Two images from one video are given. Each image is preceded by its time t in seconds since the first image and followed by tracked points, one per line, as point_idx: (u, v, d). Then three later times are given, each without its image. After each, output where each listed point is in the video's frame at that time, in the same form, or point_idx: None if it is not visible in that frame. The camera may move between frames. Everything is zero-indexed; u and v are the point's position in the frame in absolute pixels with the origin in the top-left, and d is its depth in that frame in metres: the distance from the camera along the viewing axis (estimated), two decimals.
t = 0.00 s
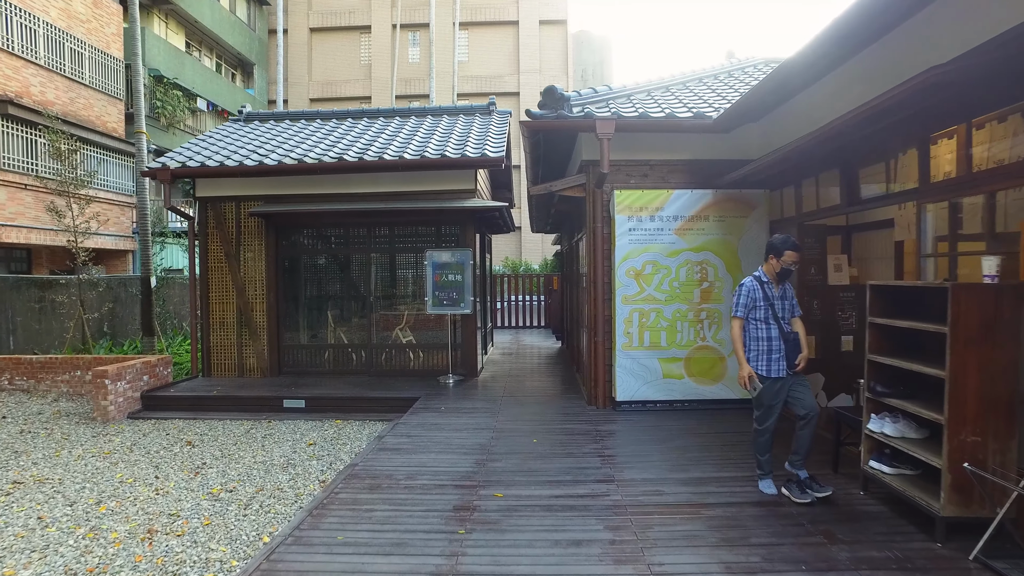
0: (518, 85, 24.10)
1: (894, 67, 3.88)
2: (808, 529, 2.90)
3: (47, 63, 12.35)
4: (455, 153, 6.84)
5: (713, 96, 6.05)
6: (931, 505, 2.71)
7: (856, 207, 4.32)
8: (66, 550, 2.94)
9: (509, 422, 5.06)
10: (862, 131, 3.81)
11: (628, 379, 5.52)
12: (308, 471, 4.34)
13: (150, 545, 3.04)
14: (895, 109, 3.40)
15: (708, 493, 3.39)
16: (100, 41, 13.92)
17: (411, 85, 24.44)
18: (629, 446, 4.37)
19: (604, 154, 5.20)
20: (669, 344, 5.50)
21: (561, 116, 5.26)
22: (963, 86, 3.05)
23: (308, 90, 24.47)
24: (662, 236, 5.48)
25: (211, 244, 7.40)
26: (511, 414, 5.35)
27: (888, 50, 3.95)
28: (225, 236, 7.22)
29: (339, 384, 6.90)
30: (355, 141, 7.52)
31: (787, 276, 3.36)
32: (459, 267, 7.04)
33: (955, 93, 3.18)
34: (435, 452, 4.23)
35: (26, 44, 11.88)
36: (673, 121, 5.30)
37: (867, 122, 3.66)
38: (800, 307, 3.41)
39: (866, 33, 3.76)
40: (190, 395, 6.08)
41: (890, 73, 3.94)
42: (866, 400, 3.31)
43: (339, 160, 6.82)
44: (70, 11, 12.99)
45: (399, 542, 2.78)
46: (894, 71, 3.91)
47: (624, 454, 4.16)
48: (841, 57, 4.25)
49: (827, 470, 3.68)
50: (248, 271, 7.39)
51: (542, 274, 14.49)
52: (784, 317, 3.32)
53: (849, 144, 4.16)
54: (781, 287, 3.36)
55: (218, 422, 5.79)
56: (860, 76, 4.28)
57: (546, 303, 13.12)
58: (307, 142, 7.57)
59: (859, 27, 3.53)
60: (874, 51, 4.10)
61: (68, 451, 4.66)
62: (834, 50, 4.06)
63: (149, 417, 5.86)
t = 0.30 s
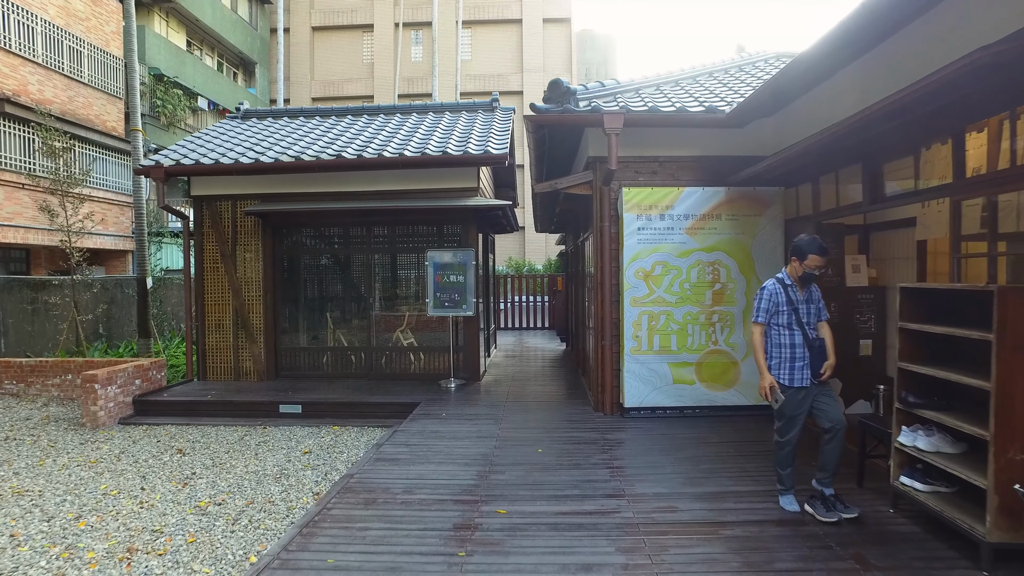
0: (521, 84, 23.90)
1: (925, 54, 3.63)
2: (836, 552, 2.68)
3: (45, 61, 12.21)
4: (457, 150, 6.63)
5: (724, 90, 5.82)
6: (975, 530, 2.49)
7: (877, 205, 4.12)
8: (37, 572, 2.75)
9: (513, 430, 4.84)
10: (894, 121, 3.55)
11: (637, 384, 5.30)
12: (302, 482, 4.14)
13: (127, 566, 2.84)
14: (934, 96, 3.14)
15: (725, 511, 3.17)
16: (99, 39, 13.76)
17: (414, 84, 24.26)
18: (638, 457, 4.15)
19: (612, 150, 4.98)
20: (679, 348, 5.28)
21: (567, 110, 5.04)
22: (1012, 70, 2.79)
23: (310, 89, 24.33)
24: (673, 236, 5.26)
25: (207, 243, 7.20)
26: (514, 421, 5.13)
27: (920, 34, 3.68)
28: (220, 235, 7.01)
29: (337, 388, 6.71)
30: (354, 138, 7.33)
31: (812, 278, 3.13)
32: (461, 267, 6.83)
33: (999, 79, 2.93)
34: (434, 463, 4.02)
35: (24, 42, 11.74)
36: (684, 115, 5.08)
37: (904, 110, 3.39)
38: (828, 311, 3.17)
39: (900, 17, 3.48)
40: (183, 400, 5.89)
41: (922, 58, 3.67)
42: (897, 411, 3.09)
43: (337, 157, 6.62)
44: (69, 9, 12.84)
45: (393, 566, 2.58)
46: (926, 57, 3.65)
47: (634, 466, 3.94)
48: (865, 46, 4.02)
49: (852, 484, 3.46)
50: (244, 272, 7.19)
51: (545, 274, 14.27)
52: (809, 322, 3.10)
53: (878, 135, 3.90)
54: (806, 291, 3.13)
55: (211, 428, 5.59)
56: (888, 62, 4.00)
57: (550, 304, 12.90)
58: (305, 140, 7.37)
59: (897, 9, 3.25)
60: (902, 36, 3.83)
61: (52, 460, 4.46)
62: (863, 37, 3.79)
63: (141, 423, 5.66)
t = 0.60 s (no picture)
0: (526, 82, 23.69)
1: (956, 40, 3.41)
2: None
3: (45, 59, 12.08)
4: (461, 146, 6.43)
5: (738, 82, 5.59)
6: None
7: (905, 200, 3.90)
8: None
9: (519, 437, 4.64)
10: (926, 110, 3.32)
11: (648, 389, 5.08)
12: (298, 492, 3.94)
13: None
14: (974, 83, 2.91)
15: (748, 529, 2.95)
16: (100, 37, 13.64)
17: (418, 82, 24.09)
18: (652, 467, 3.93)
19: (623, 144, 4.77)
20: (693, 351, 5.06)
21: (575, 103, 4.84)
22: None
23: (313, 88, 24.20)
24: (686, 234, 5.04)
25: (204, 243, 7.02)
26: (521, 427, 4.93)
27: (958, 15, 3.39)
28: (217, 233, 6.83)
29: (338, 391, 6.52)
30: (356, 135, 7.13)
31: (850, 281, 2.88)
32: (465, 267, 6.63)
33: None
34: (437, 473, 3.82)
35: (24, 40, 11.63)
36: (697, 108, 4.86)
37: (940, 98, 3.15)
38: (866, 316, 2.94)
39: None
40: (179, 403, 5.72)
41: (959, 43, 3.40)
42: (935, 422, 2.86)
43: (338, 153, 6.43)
44: (69, 7, 12.72)
45: None
46: (965, 41, 3.37)
47: (648, 478, 3.72)
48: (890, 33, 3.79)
49: (884, 497, 3.23)
50: (243, 272, 7.01)
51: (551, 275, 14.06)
52: (846, 328, 2.87)
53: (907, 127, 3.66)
54: (843, 294, 2.90)
55: (207, 433, 5.41)
56: (923, 45, 3.70)
57: (556, 304, 12.69)
58: (304, 136, 7.19)
59: None
60: (934, 21, 3.56)
61: (39, 468, 4.28)
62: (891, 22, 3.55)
63: (135, 428, 5.48)
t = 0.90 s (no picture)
0: (530, 81, 23.47)
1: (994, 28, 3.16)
2: None
3: (44, 57, 11.93)
4: (466, 143, 6.22)
5: (754, 75, 5.36)
6: None
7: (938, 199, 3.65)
8: None
9: (526, 446, 4.43)
10: (965, 102, 3.07)
11: (661, 395, 4.86)
12: (295, 505, 3.74)
13: None
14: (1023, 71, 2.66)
15: (776, 551, 2.74)
16: (101, 36, 13.52)
17: (421, 81, 23.91)
18: (667, 480, 3.72)
19: (635, 139, 4.55)
20: (708, 356, 4.85)
21: (585, 96, 4.62)
22: None
23: (316, 88, 24.07)
24: (701, 233, 4.82)
25: (202, 243, 6.85)
26: (528, 435, 4.72)
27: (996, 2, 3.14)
28: (215, 232, 6.65)
29: (338, 395, 6.32)
30: (357, 132, 6.94)
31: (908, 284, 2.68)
32: (469, 268, 6.42)
33: None
34: (440, 486, 3.62)
35: (24, 38, 11.48)
36: (713, 102, 4.64)
37: (981, 87, 2.90)
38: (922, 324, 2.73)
39: None
40: (174, 408, 5.54)
41: (1000, 28, 3.13)
42: (982, 436, 2.63)
43: (338, 150, 6.24)
44: (69, 4, 12.57)
45: None
46: (1007, 26, 3.10)
47: (665, 492, 3.50)
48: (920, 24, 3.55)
49: (920, 515, 3.00)
50: (240, 273, 6.83)
51: (556, 275, 13.84)
52: (901, 336, 2.66)
53: (939, 120, 3.41)
54: (900, 299, 2.69)
55: (202, 439, 5.23)
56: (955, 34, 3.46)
57: (561, 305, 12.47)
58: (305, 133, 7.00)
59: None
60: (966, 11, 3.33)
61: (25, 478, 4.10)
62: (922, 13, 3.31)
63: (128, 434, 5.30)
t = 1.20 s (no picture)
0: (534, 80, 23.24)
1: None
2: None
3: (42, 54, 11.77)
4: (468, 139, 6.02)
5: (768, 67, 5.14)
6: None
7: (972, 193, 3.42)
8: None
9: (530, 455, 4.22)
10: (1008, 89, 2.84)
11: (671, 402, 4.64)
12: (286, 519, 3.53)
13: None
14: None
15: None
16: (101, 33, 13.37)
17: (424, 80, 23.72)
18: (680, 494, 3.50)
19: (645, 133, 4.33)
20: (721, 360, 4.62)
21: (592, 88, 4.41)
22: None
23: (318, 87, 23.91)
24: (714, 232, 4.60)
25: (196, 242, 6.66)
26: (532, 444, 4.50)
27: None
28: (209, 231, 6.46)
29: (335, 400, 6.12)
30: (356, 128, 6.74)
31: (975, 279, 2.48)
32: (471, 268, 6.21)
33: None
34: (439, 499, 3.41)
35: (21, 34, 11.31)
36: (727, 93, 4.41)
37: None
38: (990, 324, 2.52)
39: None
40: (166, 413, 5.35)
41: None
42: None
43: (336, 146, 6.04)
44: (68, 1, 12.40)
45: None
46: None
47: (679, 508, 3.28)
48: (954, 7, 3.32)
49: (957, 536, 2.77)
50: (236, 273, 6.64)
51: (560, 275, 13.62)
52: (967, 336, 2.46)
53: (975, 109, 3.16)
54: (967, 296, 2.48)
55: (193, 446, 5.03)
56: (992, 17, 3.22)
57: (565, 306, 12.25)
58: (303, 129, 6.80)
59: None
60: None
61: (4, 488, 3.92)
62: None
63: (117, 440, 5.12)
